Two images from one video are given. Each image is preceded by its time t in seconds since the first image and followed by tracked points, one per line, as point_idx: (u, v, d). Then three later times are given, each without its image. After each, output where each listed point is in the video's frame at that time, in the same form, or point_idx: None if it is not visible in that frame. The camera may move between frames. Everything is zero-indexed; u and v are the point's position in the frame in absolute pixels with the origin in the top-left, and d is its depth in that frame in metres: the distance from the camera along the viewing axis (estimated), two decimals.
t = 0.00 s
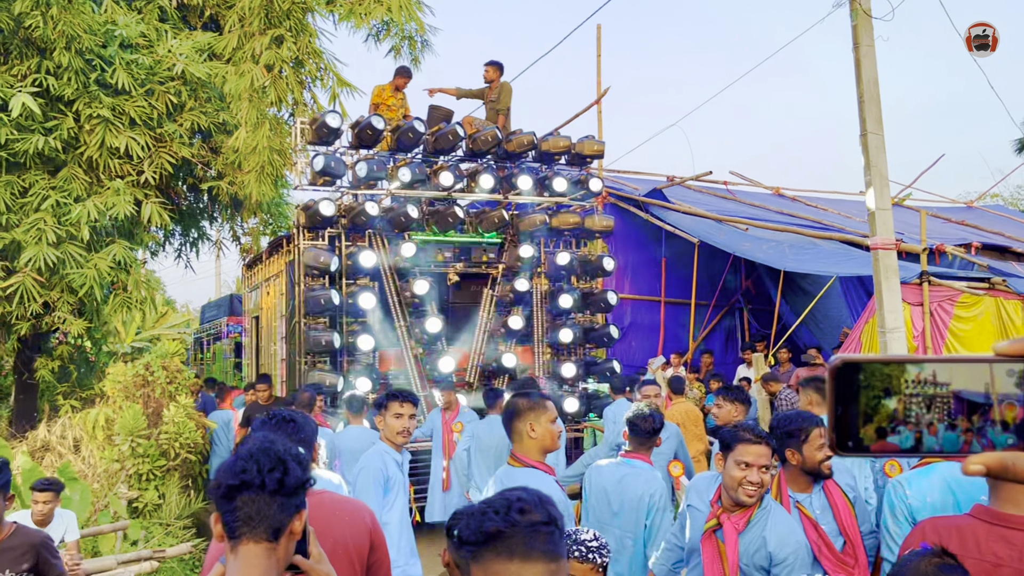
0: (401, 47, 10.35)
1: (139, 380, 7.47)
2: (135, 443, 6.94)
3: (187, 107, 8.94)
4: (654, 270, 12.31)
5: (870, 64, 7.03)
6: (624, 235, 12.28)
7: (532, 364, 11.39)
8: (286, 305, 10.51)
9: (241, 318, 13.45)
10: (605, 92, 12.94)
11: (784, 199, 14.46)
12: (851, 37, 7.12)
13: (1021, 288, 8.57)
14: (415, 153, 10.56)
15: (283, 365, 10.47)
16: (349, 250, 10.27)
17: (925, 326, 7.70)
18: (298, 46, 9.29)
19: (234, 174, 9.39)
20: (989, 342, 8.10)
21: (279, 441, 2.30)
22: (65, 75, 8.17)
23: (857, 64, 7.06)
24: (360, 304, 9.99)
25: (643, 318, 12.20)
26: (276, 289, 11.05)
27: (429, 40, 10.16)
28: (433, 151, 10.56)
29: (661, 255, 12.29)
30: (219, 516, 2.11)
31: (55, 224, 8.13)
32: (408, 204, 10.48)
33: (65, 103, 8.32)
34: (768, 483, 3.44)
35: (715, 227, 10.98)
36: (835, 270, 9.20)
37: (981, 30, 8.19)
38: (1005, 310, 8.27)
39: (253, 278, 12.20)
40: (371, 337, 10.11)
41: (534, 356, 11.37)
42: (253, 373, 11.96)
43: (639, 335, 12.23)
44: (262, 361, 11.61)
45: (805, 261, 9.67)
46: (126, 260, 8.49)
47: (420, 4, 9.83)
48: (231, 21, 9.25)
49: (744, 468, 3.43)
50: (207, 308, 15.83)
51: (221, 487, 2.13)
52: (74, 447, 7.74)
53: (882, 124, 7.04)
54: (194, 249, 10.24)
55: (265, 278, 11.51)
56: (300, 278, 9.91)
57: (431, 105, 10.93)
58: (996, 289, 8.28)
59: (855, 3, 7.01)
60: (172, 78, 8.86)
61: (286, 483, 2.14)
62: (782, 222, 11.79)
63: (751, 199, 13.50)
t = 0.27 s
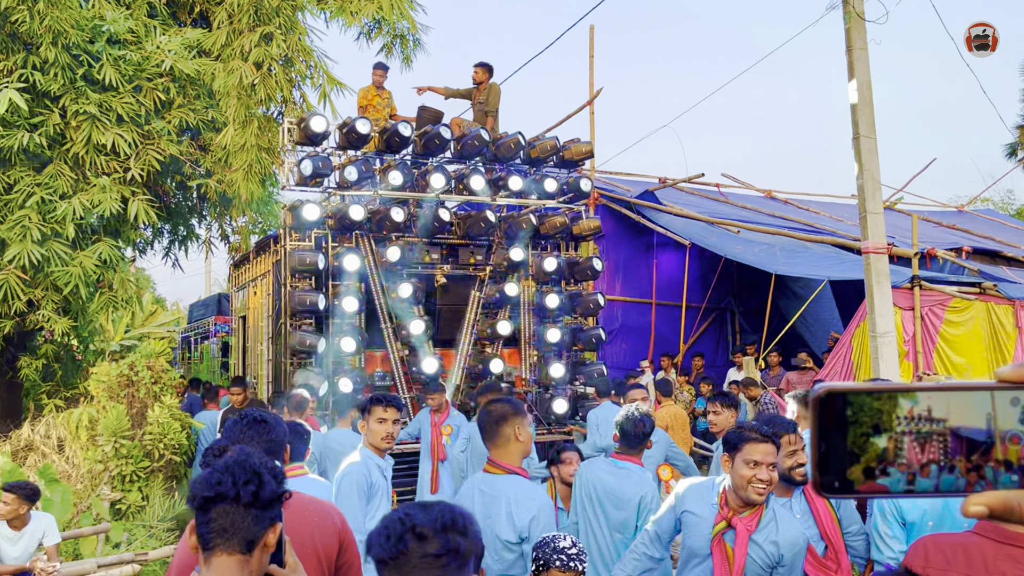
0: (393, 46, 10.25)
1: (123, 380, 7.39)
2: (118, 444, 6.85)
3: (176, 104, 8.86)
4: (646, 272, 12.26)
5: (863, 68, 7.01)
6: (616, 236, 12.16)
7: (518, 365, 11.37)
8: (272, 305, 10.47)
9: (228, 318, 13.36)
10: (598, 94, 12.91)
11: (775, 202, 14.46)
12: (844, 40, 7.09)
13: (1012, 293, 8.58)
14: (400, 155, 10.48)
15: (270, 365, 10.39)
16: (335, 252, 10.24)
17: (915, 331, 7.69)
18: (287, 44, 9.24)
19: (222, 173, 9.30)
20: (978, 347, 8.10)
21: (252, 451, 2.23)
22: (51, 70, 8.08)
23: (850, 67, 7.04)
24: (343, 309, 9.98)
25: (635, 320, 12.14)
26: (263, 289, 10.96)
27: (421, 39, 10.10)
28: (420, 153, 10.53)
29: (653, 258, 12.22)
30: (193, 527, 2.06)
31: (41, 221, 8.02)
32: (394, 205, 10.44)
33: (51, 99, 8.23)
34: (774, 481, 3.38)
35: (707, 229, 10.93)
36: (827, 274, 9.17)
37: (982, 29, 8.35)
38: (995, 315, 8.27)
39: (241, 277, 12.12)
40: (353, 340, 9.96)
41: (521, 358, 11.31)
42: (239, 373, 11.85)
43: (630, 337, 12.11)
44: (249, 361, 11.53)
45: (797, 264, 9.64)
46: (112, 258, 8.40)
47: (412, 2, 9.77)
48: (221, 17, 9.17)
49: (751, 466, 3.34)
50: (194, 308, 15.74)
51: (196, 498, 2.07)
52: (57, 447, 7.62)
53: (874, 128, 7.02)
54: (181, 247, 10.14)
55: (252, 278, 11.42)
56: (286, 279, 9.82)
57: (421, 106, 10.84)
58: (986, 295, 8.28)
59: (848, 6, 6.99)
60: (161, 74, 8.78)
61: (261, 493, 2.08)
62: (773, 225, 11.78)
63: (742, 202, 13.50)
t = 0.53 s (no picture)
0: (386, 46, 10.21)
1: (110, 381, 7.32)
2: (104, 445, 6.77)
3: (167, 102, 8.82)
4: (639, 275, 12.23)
5: (857, 72, 6.98)
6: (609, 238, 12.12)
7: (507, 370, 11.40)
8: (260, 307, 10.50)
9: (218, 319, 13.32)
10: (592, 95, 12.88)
11: (770, 206, 14.44)
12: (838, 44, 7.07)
13: (1005, 299, 8.55)
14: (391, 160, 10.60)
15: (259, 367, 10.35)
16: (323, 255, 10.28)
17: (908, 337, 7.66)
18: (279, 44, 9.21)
19: (213, 172, 9.24)
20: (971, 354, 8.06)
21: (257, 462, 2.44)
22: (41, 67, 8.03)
23: (845, 72, 7.02)
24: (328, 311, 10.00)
25: (628, 324, 12.10)
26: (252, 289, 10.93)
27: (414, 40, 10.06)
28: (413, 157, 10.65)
29: (646, 260, 12.17)
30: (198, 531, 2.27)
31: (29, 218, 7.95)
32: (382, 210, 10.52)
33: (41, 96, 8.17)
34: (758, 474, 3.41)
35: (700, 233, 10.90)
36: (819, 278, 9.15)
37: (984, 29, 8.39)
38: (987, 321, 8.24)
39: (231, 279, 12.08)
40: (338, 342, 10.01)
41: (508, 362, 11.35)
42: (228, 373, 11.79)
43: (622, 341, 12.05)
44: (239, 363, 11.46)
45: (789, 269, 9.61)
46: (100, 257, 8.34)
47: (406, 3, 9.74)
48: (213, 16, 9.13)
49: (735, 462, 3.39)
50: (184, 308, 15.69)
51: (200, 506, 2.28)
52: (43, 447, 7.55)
53: (868, 133, 6.99)
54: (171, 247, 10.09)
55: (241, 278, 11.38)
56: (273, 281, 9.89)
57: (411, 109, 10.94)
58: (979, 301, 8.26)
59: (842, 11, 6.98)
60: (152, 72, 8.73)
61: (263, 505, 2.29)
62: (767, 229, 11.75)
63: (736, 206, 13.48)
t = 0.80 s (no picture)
0: (385, 47, 10.17)
1: (104, 381, 7.25)
2: (96, 447, 6.70)
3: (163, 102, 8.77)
4: (636, 278, 12.20)
5: (856, 76, 6.97)
6: (607, 240, 12.09)
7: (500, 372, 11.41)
8: (257, 308, 10.52)
9: (212, 319, 13.26)
10: (591, 98, 12.87)
11: (766, 210, 14.43)
12: (837, 48, 7.05)
13: (1003, 304, 8.53)
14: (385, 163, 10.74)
15: (252, 368, 10.35)
16: (315, 257, 10.39)
17: (904, 341, 7.63)
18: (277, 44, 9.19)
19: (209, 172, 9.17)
20: (967, 358, 8.04)
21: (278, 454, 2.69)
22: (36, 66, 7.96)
23: (844, 75, 7.00)
24: (320, 309, 10.11)
25: (624, 326, 12.07)
26: (247, 291, 10.91)
27: (413, 41, 10.02)
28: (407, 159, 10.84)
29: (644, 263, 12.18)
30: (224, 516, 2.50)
31: (23, 218, 7.87)
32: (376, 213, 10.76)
33: (36, 95, 8.11)
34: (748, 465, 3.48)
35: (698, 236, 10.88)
36: (817, 282, 9.12)
37: (982, 30, 8.39)
38: (984, 325, 8.22)
39: (224, 280, 12.05)
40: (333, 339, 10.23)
41: (502, 364, 11.33)
42: (223, 374, 11.75)
43: (618, 343, 12.02)
44: (232, 364, 11.41)
45: (787, 273, 9.59)
46: (96, 257, 8.27)
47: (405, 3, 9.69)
48: (211, 16, 9.06)
49: (724, 455, 3.48)
50: (180, 308, 15.64)
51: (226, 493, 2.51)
52: (37, 448, 7.49)
53: (867, 137, 6.98)
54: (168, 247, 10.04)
55: (237, 279, 11.34)
56: (268, 281, 10.16)
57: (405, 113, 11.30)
58: (976, 306, 8.24)
59: (842, 15, 6.96)
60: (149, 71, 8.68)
61: (283, 491, 2.56)
62: (764, 232, 11.73)
63: (733, 209, 13.47)
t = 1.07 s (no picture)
0: (388, 45, 10.13)
1: (106, 378, 7.23)
2: (98, 444, 6.68)
3: (165, 99, 8.75)
4: (638, 278, 12.17)
5: (862, 76, 6.95)
6: (610, 240, 12.07)
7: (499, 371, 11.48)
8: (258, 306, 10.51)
9: (211, 317, 13.24)
10: (594, 97, 12.84)
11: (768, 210, 14.42)
12: (844, 48, 7.03)
13: (1007, 306, 8.51)
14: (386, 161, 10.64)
15: (253, 366, 10.34)
16: (317, 255, 10.38)
17: (909, 342, 7.61)
18: (281, 41, 9.18)
19: (212, 169, 9.15)
20: (972, 361, 8.01)
21: (306, 442, 2.82)
22: (38, 61, 7.92)
23: (850, 75, 6.98)
24: (321, 306, 10.17)
25: (626, 326, 12.06)
26: (248, 289, 10.90)
27: (417, 38, 9.99)
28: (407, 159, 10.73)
29: (647, 263, 12.16)
30: (258, 500, 2.64)
31: (24, 214, 7.84)
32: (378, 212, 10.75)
33: (38, 91, 8.07)
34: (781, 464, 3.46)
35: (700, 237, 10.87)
36: (821, 283, 9.10)
37: (981, 31, 8.38)
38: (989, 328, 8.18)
39: (225, 277, 12.03)
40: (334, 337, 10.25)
41: (501, 363, 11.43)
42: (224, 372, 11.72)
43: (621, 343, 11.99)
44: (232, 362, 11.40)
45: (791, 273, 9.57)
46: (97, 254, 8.22)
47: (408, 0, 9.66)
48: (213, 12, 9.02)
49: (753, 454, 3.45)
50: (181, 306, 15.60)
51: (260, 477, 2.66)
52: (38, 446, 7.44)
53: (873, 137, 6.96)
54: (169, 244, 10.03)
55: (239, 278, 11.31)
56: (269, 280, 10.16)
57: (406, 111, 11.20)
58: (981, 308, 8.21)
59: (848, 15, 6.94)
60: (151, 67, 8.66)
61: (313, 478, 2.67)
62: (767, 233, 11.71)
63: (735, 209, 13.45)
